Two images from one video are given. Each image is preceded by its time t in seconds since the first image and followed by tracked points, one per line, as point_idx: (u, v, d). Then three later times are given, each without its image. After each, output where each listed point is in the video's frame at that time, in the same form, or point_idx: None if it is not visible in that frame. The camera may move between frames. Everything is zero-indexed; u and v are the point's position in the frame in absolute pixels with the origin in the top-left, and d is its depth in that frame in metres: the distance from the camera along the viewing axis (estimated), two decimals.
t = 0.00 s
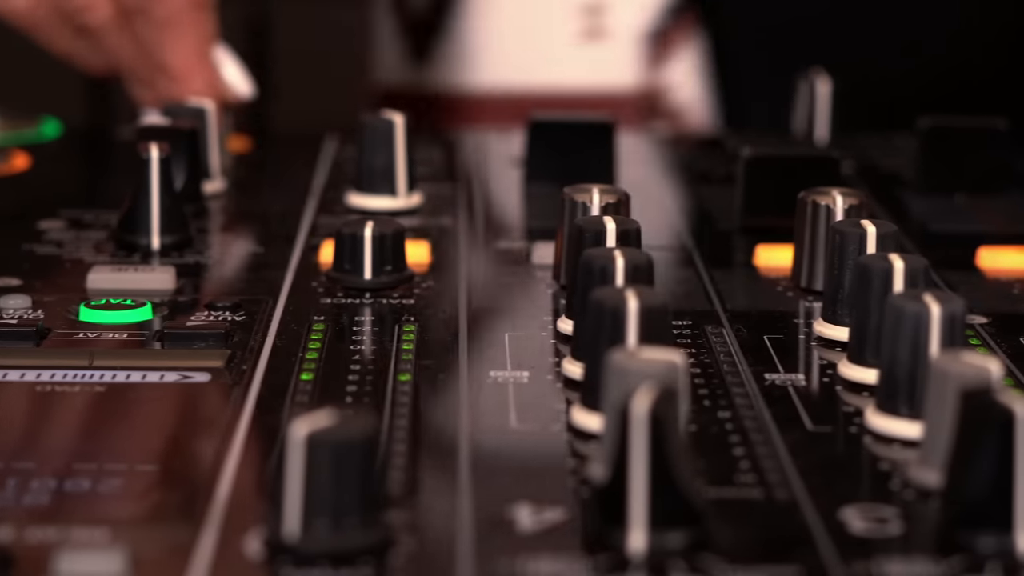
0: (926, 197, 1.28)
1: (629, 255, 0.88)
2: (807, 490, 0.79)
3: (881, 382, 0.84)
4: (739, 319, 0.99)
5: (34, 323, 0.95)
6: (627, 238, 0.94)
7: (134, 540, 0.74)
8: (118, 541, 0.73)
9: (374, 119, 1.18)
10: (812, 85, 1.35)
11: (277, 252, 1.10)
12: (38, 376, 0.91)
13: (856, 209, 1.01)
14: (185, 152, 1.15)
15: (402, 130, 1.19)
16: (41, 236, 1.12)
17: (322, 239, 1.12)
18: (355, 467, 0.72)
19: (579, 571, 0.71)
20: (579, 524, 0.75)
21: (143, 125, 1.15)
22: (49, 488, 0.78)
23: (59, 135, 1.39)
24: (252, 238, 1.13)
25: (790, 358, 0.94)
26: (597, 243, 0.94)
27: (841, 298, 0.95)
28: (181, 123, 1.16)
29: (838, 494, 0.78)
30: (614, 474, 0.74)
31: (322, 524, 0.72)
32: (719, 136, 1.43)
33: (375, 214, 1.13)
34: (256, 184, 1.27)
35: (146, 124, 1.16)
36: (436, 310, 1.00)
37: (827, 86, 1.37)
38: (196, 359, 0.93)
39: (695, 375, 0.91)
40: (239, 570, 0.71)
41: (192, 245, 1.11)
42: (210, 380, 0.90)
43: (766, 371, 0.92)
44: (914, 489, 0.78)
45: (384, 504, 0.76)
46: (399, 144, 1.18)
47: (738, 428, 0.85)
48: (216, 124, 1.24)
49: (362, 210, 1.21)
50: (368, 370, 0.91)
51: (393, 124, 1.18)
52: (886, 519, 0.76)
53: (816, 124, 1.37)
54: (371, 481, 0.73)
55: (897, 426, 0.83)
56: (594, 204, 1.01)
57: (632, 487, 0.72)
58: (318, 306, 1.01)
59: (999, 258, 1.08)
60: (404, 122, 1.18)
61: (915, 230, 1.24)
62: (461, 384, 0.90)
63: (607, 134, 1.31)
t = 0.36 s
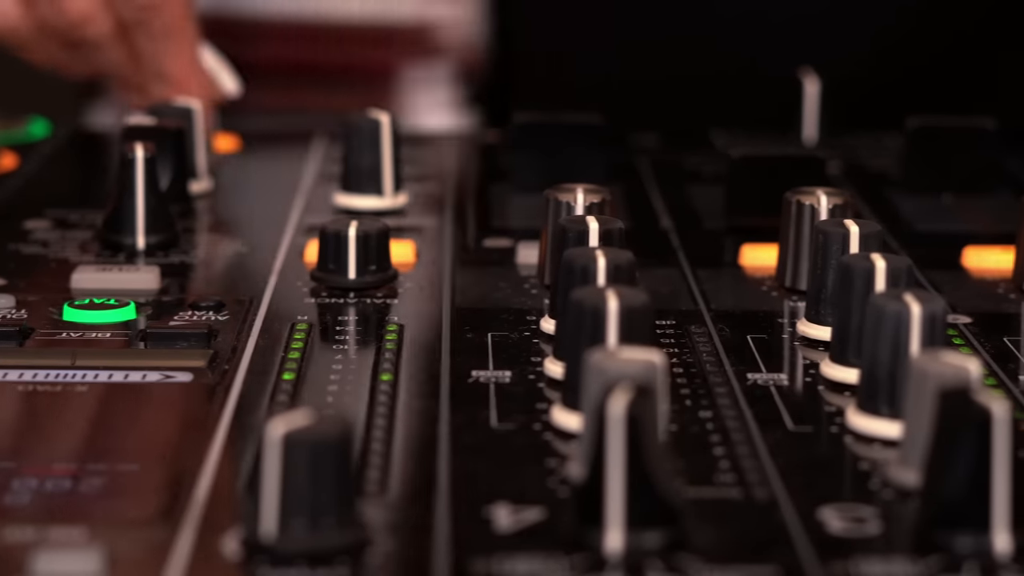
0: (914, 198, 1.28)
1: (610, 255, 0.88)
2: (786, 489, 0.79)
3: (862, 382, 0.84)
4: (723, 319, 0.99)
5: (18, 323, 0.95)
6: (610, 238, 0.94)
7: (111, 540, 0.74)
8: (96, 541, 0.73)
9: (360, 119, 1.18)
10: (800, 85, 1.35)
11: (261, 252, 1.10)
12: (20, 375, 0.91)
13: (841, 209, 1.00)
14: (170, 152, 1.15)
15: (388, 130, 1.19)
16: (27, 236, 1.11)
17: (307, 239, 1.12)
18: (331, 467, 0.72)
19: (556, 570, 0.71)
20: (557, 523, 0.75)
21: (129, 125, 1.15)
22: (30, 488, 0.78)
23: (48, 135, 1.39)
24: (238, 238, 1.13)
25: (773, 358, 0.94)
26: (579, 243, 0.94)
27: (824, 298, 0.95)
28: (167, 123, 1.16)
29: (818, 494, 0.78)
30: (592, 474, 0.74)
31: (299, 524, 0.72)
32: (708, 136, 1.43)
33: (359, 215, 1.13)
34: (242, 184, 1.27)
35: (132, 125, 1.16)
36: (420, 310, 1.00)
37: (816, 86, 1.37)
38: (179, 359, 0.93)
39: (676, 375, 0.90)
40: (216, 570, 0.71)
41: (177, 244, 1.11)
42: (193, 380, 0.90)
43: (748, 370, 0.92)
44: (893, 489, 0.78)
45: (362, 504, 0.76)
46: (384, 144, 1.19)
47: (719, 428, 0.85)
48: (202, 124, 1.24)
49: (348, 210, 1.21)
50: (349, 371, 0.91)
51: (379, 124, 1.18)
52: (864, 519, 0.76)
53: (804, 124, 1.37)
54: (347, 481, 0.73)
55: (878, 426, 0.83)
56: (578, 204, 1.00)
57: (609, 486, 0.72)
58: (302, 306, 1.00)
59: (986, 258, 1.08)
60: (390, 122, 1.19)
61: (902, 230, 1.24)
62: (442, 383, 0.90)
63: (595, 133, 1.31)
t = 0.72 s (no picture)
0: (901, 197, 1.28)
1: (591, 255, 0.88)
2: (764, 489, 0.79)
3: (842, 383, 0.84)
4: (706, 319, 0.99)
5: None
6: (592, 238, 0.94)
7: (87, 540, 0.73)
8: (71, 541, 0.73)
9: (346, 119, 1.18)
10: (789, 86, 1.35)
11: (246, 252, 1.10)
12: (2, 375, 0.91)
13: (825, 209, 1.00)
14: (156, 152, 1.15)
15: (374, 130, 1.19)
16: (11, 236, 1.11)
17: (293, 239, 1.12)
18: (306, 468, 0.72)
19: (531, 571, 0.70)
20: (534, 524, 0.74)
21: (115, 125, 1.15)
22: (7, 488, 0.78)
23: (37, 135, 1.39)
24: (223, 238, 1.13)
25: (756, 357, 0.94)
26: (562, 243, 0.94)
27: (806, 298, 0.95)
28: (153, 123, 1.17)
29: (796, 494, 0.78)
30: (567, 473, 0.74)
31: (274, 523, 0.72)
32: (697, 137, 1.43)
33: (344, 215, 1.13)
34: (229, 185, 1.27)
35: (118, 124, 1.16)
36: (403, 311, 1.00)
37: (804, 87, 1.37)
38: (160, 359, 0.93)
39: (657, 375, 0.90)
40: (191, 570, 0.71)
41: (163, 244, 1.11)
42: (173, 380, 0.90)
43: (730, 370, 0.92)
44: (871, 489, 0.78)
45: (339, 503, 0.76)
46: (370, 143, 1.19)
47: (699, 428, 0.85)
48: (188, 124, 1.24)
49: (334, 210, 1.21)
50: (330, 371, 0.91)
51: (365, 124, 1.18)
52: (842, 519, 0.76)
53: (792, 125, 1.37)
54: (323, 482, 0.73)
55: (858, 425, 0.83)
56: (562, 204, 1.01)
57: (585, 486, 0.72)
58: (285, 306, 1.00)
59: (971, 258, 1.08)
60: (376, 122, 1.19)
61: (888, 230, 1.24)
62: (423, 383, 0.90)
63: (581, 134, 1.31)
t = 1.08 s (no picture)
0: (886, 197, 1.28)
1: (572, 255, 0.88)
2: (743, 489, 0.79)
3: (822, 383, 0.84)
4: (689, 319, 0.99)
5: None
6: (575, 238, 0.94)
7: (65, 540, 0.73)
8: (48, 541, 0.73)
9: (331, 119, 1.18)
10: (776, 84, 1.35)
11: (231, 252, 1.10)
12: None
13: (807, 208, 1.00)
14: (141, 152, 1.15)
15: (360, 130, 1.19)
16: None
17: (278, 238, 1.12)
18: (283, 467, 0.72)
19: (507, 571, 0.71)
20: (511, 524, 0.74)
21: (100, 125, 1.15)
22: None
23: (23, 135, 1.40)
24: (208, 238, 1.13)
25: (738, 357, 0.94)
26: (544, 243, 0.94)
27: (789, 298, 0.95)
28: (137, 123, 1.17)
29: (774, 494, 0.78)
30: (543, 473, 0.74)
31: (250, 524, 0.72)
32: (685, 138, 1.43)
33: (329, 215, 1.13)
34: (215, 185, 1.28)
35: (102, 125, 1.16)
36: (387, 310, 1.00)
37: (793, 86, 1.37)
38: (142, 359, 0.92)
39: (639, 375, 0.90)
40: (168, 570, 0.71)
41: (148, 245, 1.11)
42: (155, 379, 0.90)
43: (712, 370, 0.92)
44: (850, 489, 0.78)
45: (316, 503, 0.76)
46: (356, 143, 1.19)
47: (679, 428, 0.85)
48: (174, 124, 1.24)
49: (320, 210, 1.21)
50: (312, 370, 0.91)
51: (350, 124, 1.19)
52: (819, 519, 0.76)
53: (780, 124, 1.37)
54: (301, 481, 0.73)
55: (838, 425, 0.83)
56: (546, 204, 1.00)
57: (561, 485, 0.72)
58: (269, 306, 1.00)
59: (955, 258, 1.08)
60: (362, 122, 1.19)
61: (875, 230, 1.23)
62: (404, 383, 0.90)
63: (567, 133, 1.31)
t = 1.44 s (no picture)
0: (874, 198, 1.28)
1: (553, 255, 0.88)
2: (722, 489, 0.79)
3: (803, 382, 0.84)
4: (673, 319, 0.99)
5: None
6: (558, 237, 0.94)
7: (42, 540, 0.73)
8: (25, 541, 0.73)
9: (317, 118, 1.19)
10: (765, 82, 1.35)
11: (216, 251, 1.10)
12: None
13: (792, 209, 1.00)
14: (127, 152, 1.15)
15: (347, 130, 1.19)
16: None
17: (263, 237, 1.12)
18: (260, 466, 0.72)
19: (482, 570, 0.71)
20: (489, 523, 0.74)
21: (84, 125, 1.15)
22: None
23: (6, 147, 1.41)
24: (194, 238, 1.13)
25: (721, 357, 0.94)
26: (526, 243, 0.94)
27: (772, 298, 0.94)
28: (123, 122, 1.17)
29: (754, 494, 0.78)
30: (521, 473, 0.74)
31: (226, 523, 0.72)
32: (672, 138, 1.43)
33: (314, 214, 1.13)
34: (202, 185, 1.28)
35: (87, 124, 1.16)
36: (370, 310, 1.00)
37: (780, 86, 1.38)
38: (125, 359, 0.92)
39: (621, 375, 0.90)
40: (144, 570, 0.71)
41: (133, 245, 1.11)
42: (137, 379, 0.90)
43: (694, 370, 0.92)
44: (829, 489, 0.78)
45: (294, 503, 0.76)
46: (342, 144, 1.19)
47: (660, 427, 0.85)
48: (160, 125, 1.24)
49: (307, 210, 1.21)
50: (294, 371, 0.91)
51: (337, 123, 1.19)
52: (798, 519, 0.76)
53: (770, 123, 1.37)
54: (278, 481, 0.73)
55: (819, 425, 0.83)
56: (529, 203, 1.01)
57: (538, 484, 0.72)
58: (254, 305, 1.01)
59: (941, 258, 1.08)
60: (348, 122, 1.20)
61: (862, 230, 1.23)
62: (386, 383, 0.90)
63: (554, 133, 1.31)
